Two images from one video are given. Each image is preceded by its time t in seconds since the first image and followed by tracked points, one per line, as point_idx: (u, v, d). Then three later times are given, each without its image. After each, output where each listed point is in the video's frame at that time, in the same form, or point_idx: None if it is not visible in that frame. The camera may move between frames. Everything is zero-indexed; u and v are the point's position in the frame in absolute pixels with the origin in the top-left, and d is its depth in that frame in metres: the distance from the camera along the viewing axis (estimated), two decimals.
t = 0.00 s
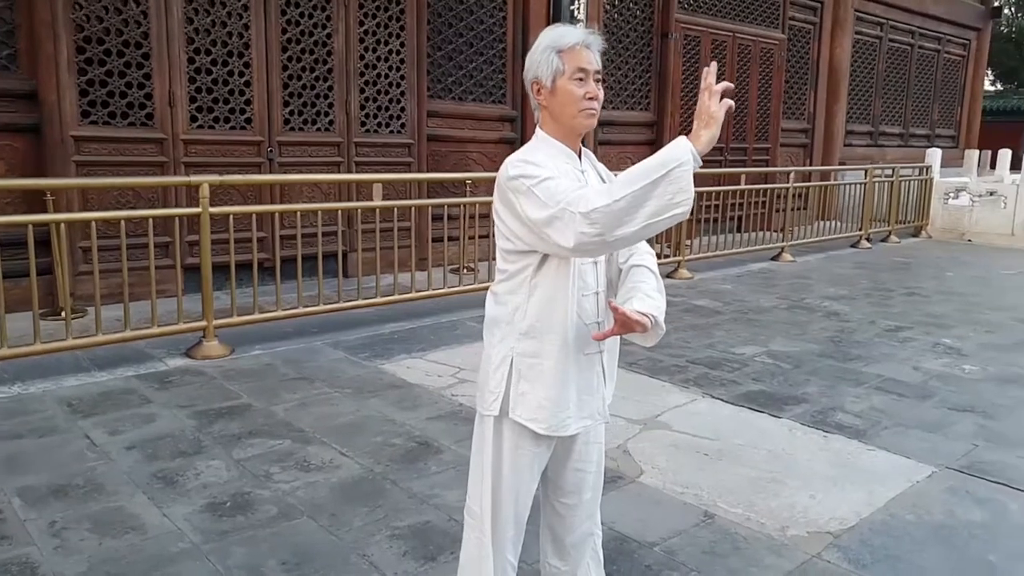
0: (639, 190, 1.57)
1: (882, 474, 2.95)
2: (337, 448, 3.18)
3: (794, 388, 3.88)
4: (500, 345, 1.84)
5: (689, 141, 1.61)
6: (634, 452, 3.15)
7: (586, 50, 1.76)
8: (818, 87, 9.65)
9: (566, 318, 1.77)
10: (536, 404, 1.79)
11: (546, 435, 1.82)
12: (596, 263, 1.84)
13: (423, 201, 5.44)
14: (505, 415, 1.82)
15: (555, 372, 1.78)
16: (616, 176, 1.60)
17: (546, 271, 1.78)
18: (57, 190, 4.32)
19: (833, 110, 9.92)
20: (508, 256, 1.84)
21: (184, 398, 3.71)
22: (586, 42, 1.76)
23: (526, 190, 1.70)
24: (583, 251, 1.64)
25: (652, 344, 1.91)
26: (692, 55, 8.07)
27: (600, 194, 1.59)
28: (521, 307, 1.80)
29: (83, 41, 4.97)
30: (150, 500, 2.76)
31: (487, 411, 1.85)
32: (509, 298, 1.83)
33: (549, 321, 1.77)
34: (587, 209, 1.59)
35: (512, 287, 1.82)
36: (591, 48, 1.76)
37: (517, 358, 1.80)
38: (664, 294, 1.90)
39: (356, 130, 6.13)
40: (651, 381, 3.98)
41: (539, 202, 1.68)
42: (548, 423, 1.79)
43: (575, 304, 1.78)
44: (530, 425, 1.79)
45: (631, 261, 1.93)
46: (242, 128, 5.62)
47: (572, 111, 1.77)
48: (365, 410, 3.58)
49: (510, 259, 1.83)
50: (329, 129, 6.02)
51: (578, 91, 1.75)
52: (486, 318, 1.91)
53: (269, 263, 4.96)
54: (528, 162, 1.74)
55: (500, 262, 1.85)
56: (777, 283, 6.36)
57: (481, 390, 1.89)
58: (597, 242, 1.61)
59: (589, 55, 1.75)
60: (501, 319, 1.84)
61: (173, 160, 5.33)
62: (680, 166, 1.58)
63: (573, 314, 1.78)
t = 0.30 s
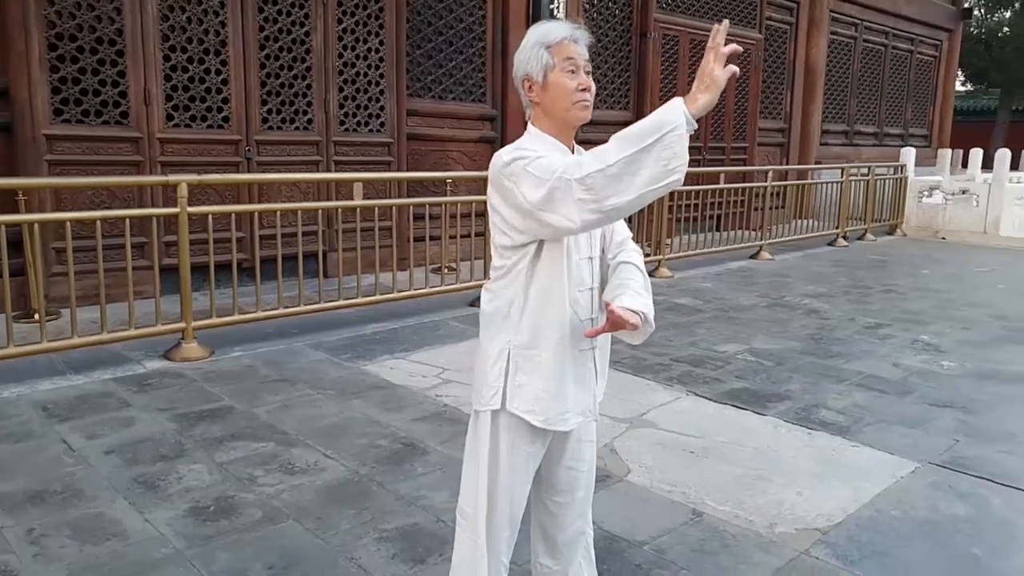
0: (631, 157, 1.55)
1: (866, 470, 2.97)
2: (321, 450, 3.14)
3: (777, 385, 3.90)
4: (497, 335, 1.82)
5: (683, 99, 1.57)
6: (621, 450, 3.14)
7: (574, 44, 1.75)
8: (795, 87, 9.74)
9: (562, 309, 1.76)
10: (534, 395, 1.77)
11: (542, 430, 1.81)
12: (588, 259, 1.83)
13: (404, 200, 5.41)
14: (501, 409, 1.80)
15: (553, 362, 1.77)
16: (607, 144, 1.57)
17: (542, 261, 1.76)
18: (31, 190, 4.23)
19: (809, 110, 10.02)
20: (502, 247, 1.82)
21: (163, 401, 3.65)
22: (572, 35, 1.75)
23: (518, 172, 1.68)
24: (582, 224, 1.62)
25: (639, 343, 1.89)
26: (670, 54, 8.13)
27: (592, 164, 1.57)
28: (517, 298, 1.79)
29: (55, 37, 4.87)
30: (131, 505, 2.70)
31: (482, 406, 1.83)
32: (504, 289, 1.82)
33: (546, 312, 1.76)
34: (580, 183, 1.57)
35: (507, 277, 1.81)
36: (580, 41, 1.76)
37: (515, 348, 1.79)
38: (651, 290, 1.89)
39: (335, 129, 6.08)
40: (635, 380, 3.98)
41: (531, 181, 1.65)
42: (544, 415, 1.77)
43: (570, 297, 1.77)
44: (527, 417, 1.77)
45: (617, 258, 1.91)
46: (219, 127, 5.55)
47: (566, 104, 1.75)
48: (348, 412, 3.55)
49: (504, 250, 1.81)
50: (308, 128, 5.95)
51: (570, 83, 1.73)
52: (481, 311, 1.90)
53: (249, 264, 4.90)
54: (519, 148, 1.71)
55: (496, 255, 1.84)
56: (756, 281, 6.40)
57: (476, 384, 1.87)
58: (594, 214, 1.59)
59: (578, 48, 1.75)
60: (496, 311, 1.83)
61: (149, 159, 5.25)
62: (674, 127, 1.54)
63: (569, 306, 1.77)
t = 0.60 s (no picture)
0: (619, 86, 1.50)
1: (854, 467, 2.99)
2: (307, 453, 3.11)
3: (762, 383, 3.92)
4: (496, 323, 1.81)
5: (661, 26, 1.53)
6: (610, 450, 3.14)
7: (564, 39, 1.73)
8: (774, 87, 9.81)
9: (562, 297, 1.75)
10: (535, 382, 1.75)
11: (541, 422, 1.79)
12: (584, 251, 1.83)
13: (388, 199, 5.38)
14: (500, 399, 1.78)
15: (553, 346, 1.75)
16: (592, 85, 1.53)
17: (539, 249, 1.75)
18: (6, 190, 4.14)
19: (788, 109, 10.10)
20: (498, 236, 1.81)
21: (144, 404, 3.58)
22: (562, 31, 1.74)
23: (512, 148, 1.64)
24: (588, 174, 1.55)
25: (628, 339, 1.87)
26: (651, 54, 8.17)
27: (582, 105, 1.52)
28: (516, 284, 1.77)
29: (29, 34, 4.77)
30: (114, 511, 2.65)
31: (481, 399, 1.81)
32: (501, 277, 1.80)
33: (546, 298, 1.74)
34: (574, 129, 1.52)
35: (503, 264, 1.79)
36: (569, 36, 1.74)
37: (515, 334, 1.77)
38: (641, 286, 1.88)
39: (316, 128, 6.03)
40: (622, 379, 3.98)
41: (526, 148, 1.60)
42: (544, 404, 1.75)
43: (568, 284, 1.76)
44: (527, 404, 1.75)
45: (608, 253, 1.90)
46: (198, 126, 5.47)
47: (563, 98, 1.72)
48: (334, 413, 3.51)
49: (499, 239, 1.80)
50: (288, 127, 5.89)
51: (565, 78, 1.71)
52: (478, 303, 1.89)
53: (230, 264, 4.83)
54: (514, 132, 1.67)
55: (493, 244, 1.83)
56: (737, 279, 6.44)
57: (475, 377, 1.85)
58: (600, 157, 1.52)
59: (568, 43, 1.73)
60: (494, 300, 1.81)
61: (127, 158, 5.16)
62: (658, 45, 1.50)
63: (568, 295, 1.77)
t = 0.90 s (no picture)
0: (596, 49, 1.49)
1: (842, 465, 3.01)
2: (295, 455, 3.07)
3: (749, 382, 3.93)
4: (500, 321, 1.79)
5: None
6: (600, 450, 3.13)
7: (559, 37, 1.73)
8: (754, 87, 9.88)
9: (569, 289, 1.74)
10: (542, 375, 1.72)
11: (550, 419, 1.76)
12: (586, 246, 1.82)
13: (372, 199, 5.34)
14: (506, 397, 1.75)
15: (561, 335, 1.73)
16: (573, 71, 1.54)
17: (542, 243, 1.75)
18: None
19: (768, 110, 10.18)
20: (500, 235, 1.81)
21: (126, 408, 3.53)
22: (557, 31, 1.74)
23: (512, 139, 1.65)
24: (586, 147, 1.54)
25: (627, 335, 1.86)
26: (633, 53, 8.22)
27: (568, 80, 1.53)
28: (521, 279, 1.76)
29: (4, 31, 4.68)
30: (98, 517, 2.60)
31: (486, 396, 1.78)
32: (505, 275, 1.80)
33: (551, 291, 1.73)
34: (564, 104, 1.52)
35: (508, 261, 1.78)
36: (563, 34, 1.74)
37: (523, 329, 1.75)
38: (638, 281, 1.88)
39: (298, 128, 5.97)
40: (609, 378, 3.97)
41: (524, 135, 1.61)
42: (548, 396, 1.72)
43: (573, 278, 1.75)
44: (534, 397, 1.73)
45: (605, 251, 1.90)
46: (178, 125, 5.40)
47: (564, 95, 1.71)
48: (321, 416, 3.48)
49: (502, 238, 1.80)
50: (270, 127, 5.84)
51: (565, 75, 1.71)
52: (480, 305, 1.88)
53: (212, 265, 4.78)
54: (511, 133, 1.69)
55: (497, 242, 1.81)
56: (720, 278, 6.47)
57: (478, 378, 1.83)
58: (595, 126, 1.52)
59: (564, 41, 1.73)
60: (498, 298, 1.80)
61: (105, 158, 5.08)
62: None
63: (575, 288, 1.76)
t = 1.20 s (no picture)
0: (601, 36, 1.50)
1: (830, 464, 3.03)
2: (283, 460, 3.04)
3: (735, 382, 3.95)
4: (505, 322, 1.81)
5: None
6: (590, 451, 3.13)
7: (553, 38, 1.73)
8: (733, 88, 9.94)
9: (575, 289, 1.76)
10: (550, 375, 1.75)
11: (552, 417, 1.82)
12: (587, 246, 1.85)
13: (355, 200, 5.30)
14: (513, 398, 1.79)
15: (568, 335, 1.76)
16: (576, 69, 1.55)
17: (545, 244, 1.77)
18: None
19: (747, 110, 10.24)
20: (501, 237, 1.82)
21: (108, 413, 3.47)
22: (551, 32, 1.74)
23: (520, 138, 1.66)
24: (596, 137, 1.55)
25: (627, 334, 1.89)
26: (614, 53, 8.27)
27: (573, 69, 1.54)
28: (525, 281, 1.78)
29: None
30: (82, 525, 2.55)
31: (490, 398, 1.82)
32: (508, 277, 1.81)
33: (558, 289, 1.75)
34: (571, 95, 1.53)
35: (514, 259, 1.79)
36: (556, 35, 1.74)
37: (532, 328, 1.77)
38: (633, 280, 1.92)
39: (279, 127, 5.91)
40: (596, 379, 3.97)
41: (533, 132, 1.62)
42: (558, 396, 1.75)
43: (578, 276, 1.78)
44: (544, 396, 1.75)
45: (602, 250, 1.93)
46: (157, 125, 5.32)
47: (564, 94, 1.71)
48: (308, 419, 3.44)
49: (503, 239, 1.81)
50: (250, 126, 5.77)
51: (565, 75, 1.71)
52: (481, 306, 1.89)
53: (194, 267, 4.72)
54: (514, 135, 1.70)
55: (499, 241, 1.82)
56: (703, 278, 6.50)
57: (481, 380, 1.86)
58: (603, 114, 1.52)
59: (558, 41, 1.73)
60: (501, 300, 1.82)
61: (82, 159, 4.99)
62: None
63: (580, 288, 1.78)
